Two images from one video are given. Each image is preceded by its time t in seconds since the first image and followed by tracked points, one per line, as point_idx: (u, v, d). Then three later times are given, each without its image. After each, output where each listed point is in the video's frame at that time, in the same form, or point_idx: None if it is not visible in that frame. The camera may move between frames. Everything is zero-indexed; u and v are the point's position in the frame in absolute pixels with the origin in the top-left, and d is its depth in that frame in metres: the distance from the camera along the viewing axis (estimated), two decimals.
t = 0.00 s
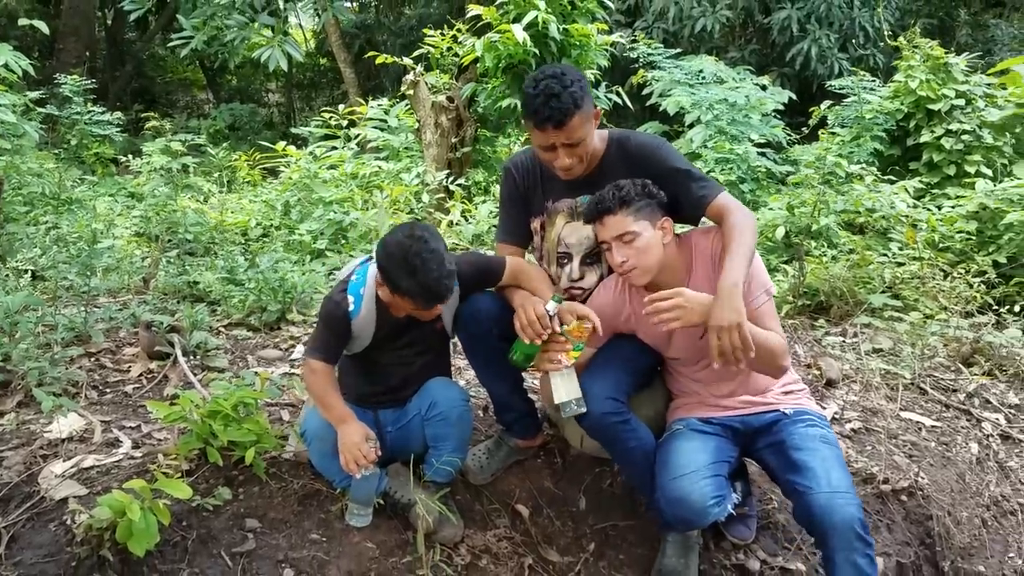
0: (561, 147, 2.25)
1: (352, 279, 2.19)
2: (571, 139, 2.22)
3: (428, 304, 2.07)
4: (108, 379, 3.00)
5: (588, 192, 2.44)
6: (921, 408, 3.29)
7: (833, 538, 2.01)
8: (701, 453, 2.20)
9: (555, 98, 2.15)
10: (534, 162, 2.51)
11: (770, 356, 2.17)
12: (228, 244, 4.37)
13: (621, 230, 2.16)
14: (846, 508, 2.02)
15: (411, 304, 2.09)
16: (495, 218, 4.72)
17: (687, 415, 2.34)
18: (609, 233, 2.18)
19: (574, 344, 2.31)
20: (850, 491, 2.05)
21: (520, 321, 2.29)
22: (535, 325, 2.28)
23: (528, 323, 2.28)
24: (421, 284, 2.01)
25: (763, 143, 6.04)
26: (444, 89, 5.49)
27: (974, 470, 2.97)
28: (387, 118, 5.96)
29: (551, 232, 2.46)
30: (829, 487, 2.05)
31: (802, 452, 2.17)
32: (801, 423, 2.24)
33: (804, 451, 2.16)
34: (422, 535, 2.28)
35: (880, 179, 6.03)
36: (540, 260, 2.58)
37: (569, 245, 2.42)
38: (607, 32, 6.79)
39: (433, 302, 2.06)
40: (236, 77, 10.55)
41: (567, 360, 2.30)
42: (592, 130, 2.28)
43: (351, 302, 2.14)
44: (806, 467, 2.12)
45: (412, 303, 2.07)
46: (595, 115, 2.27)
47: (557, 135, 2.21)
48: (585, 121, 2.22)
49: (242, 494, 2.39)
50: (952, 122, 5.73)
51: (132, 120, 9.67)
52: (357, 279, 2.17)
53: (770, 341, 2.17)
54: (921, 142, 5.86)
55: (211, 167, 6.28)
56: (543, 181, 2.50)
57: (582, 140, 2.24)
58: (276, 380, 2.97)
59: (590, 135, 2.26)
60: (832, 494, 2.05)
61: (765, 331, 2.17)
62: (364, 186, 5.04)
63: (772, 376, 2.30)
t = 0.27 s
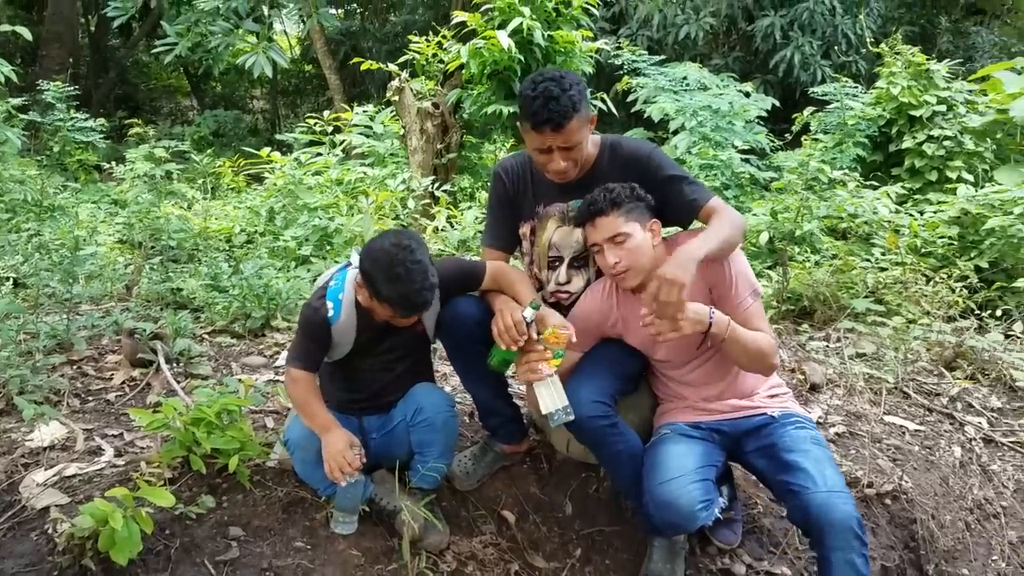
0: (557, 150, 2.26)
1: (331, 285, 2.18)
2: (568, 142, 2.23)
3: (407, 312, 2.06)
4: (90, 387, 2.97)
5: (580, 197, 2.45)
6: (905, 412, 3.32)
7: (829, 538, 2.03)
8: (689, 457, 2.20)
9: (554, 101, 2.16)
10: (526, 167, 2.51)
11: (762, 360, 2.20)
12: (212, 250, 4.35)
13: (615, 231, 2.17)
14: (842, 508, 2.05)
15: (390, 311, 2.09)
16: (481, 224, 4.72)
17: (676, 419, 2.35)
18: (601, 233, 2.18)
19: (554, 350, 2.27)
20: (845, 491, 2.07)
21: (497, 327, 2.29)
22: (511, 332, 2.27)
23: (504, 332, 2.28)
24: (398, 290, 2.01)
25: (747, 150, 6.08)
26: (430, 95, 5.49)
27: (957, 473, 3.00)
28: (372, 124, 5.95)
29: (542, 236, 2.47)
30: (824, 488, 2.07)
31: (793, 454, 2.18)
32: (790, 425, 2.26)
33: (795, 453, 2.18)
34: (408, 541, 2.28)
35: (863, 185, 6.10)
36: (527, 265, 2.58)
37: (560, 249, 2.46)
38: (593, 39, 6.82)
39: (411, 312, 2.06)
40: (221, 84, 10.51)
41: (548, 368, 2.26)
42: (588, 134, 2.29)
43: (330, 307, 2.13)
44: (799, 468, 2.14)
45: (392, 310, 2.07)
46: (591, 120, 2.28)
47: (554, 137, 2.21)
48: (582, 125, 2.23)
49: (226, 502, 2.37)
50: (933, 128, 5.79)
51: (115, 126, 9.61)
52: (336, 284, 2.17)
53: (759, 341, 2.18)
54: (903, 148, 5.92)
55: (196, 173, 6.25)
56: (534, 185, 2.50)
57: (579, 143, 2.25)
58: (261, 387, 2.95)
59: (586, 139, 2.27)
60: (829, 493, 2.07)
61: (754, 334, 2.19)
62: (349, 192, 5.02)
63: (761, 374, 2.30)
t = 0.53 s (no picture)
0: (541, 160, 2.26)
1: (312, 296, 2.17)
2: (551, 153, 2.24)
3: (379, 320, 2.05)
4: (72, 402, 2.93)
5: (565, 208, 2.46)
6: (888, 424, 3.34)
7: (826, 547, 2.05)
8: (677, 476, 2.20)
9: (538, 111, 2.18)
10: (510, 179, 2.52)
11: (752, 369, 2.20)
12: (196, 264, 4.32)
13: (610, 233, 2.18)
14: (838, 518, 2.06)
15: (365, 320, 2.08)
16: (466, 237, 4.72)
17: (665, 434, 2.35)
18: (597, 235, 2.18)
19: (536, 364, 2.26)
20: (839, 500, 2.09)
21: (483, 335, 2.29)
22: (497, 340, 2.27)
23: (489, 340, 2.28)
24: (371, 298, 2.00)
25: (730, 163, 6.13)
26: (414, 108, 5.50)
27: (941, 484, 3.01)
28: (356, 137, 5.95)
29: (528, 248, 2.48)
30: (819, 498, 2.09)
31: (785, 465, 2.19)
32: (779, 436, 2.27)
33: (787, 464, 2.19)
34: (392, 557, 2.26)
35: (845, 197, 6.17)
36: (513, 276, 2.58)
37: (547, 261, 2.46)
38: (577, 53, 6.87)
39: (383, 320, 2.05)
40: (205, 97, 10.49)
41: (529, 384, 2.24)
42: (571, 145, 2.30)
43: (311, 318, 2.12)
44: (792, 480, 2.15)
45: (366, 319, 2.06)
46: (574, 131, 2.29)
47: (538, 147, 2.22)
48: (565, 136, 2.24)
49: (209, 519, 2.34)
50: (914, 142, 5.87)
51: (98, 140, 9.56)
52: (317, 295, 2.16)
53: (746, 350, 2.19)
54: (884, 161, 5.99)
55: (179, 187, 6.22)
56: (518, 197, 2.51)
57: (562, 154, 2.26)
58: (245, 402, 2.92)
59: (569, 150, 2.28)
60: (824, 503, 2.09)
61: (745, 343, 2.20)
62: (334, 205, 5.01)
63: (748, 381, 2.31)
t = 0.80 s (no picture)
0: (530, 179, 2.27)
1: (309, 314, 2.17)
2: (540, 172, 2.24)
3: (376, 332, 2.04)
4: (63, 423, 2.90)
5: (556, 227, 2.47)
6: (883, 442, 3.34)
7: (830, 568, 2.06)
8: (672, 509, 2.19)
9: (527, 130, 2.19)
10: (501, 198, 2.53)
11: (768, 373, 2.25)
12: (188, 283, 4.30)
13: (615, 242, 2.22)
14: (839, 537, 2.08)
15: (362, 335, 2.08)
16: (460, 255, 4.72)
17: (659, 461, 2.34)
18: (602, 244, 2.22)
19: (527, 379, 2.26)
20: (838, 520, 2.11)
21: (474, 351, 2.28)
22: (489, 355, 2.27)
23: (480, 355, 2.28)
24: (369, 311, 2.00)
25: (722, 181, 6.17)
26: (408, 128, 5.53)
27: (936, 503, 3.01)
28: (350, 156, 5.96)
29: (520, 267, 2.50)
30: (820, 519, 2.10)
31: (783, 487, 2.21)
32: (775, 459, 2.28)
33: (785, 486, 2.20)
34: None
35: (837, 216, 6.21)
36: (506, 294, 2.59)
37: (540, 279, 2.49)
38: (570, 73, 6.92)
39: (379, 331, 2.04)
40: (199, 116, 10.51)
41: (521, 399, 2.24)
42: (560, 165, 2.31)
43: (308, 336, 2.11)
44: (791, 502, 2.16)
45: (363, 333, 2.05)
46: (564, 151, 2.30)
47: (526, 166, 2.23)
48: (555, 155, 2.25)
49: (201, 541, 2.32)
50: (905, 161, 5.92)
51: (91, 159, 9.55)
52: (314, 313, 2.15)
53: (763, 357, 2.24)
54: (875, 180, 6.04)
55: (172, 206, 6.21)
56: (509, 216, 2.51)
57: (551, 173, 2.27)
58: (238, 423, 2.90)
59: (558, 169, 2.29)
60: (825, 523, 2.11)
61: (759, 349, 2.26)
62: (328, 224, 5.01)
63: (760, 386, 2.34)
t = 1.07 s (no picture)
0: (523, 192, 2.27)
1: (315, 325, 2.17)
2: (532, 185, 2.24)
3: (384, 344, 2.04)
4: (64, 437, 2.89)
5: (555, 241, 2.47)
6: (887, 457, 3.33)
7: None
8: (679, 527, 2.18)
9: (520, 142, 2.20)
10: (501, 213, 2.53)
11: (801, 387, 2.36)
12: (190, 296, 4.31)
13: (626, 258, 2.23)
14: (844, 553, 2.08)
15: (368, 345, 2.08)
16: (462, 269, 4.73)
17: (664, 475, 2.33)
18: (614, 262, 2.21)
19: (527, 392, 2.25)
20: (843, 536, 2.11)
21: (472, 361, 2.30)
22: (485, 364, 2.28)
23: (477, 364, 2.28)
24: (377, 323, 2.00)
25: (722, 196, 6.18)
26: (409, 142, 5.55)
27: (941, 518, 2.99)
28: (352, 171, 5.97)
29: (520, 281, 2.50)
30: (824, 534, 2.10)
31: (787, 502, 2.20)
32: (779, 472, 2.28)
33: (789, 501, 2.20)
34: None
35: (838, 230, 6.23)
36: (507, 308, 2.59)
37: (538, 294, 2.48)
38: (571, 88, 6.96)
39: (387, 343, 2.04)
40: (200, 132, 10.56)
41: (522, 411, 2.22)
42: (555, 178, 2.30)
43: (314, 347, 2.11)
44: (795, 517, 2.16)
45: (370, 344, 2.05)
46: (558, 165, 2.29)
47: (519, 179, 2.23)
48: (548, 169, 2.25)
49: (203, 555, 2.31)
50: (905, 175, 5.93)
51: (93, 174, 9.58)
52: (320, 324, 2.15)
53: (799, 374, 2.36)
54: (876, 195, 6.05)
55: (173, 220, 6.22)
56: (509, 230, 2.52)
57: (545, 186, 2.26)
58: (240, 436, 2.89)
59: (553, 183, 2.28)
60: (829, 537, 2.10)
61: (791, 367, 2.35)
62: (329, 238, 5.02)
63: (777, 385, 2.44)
